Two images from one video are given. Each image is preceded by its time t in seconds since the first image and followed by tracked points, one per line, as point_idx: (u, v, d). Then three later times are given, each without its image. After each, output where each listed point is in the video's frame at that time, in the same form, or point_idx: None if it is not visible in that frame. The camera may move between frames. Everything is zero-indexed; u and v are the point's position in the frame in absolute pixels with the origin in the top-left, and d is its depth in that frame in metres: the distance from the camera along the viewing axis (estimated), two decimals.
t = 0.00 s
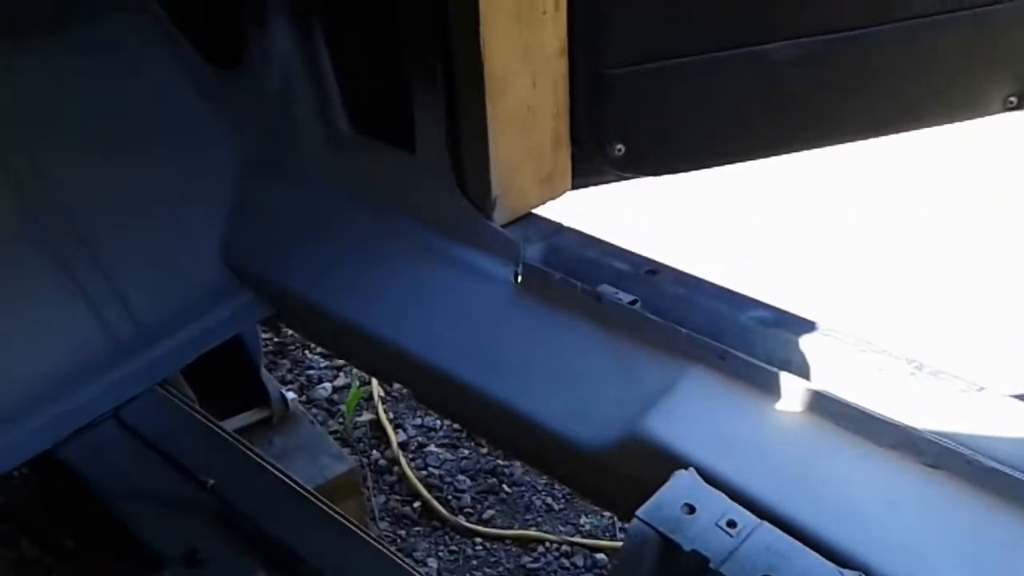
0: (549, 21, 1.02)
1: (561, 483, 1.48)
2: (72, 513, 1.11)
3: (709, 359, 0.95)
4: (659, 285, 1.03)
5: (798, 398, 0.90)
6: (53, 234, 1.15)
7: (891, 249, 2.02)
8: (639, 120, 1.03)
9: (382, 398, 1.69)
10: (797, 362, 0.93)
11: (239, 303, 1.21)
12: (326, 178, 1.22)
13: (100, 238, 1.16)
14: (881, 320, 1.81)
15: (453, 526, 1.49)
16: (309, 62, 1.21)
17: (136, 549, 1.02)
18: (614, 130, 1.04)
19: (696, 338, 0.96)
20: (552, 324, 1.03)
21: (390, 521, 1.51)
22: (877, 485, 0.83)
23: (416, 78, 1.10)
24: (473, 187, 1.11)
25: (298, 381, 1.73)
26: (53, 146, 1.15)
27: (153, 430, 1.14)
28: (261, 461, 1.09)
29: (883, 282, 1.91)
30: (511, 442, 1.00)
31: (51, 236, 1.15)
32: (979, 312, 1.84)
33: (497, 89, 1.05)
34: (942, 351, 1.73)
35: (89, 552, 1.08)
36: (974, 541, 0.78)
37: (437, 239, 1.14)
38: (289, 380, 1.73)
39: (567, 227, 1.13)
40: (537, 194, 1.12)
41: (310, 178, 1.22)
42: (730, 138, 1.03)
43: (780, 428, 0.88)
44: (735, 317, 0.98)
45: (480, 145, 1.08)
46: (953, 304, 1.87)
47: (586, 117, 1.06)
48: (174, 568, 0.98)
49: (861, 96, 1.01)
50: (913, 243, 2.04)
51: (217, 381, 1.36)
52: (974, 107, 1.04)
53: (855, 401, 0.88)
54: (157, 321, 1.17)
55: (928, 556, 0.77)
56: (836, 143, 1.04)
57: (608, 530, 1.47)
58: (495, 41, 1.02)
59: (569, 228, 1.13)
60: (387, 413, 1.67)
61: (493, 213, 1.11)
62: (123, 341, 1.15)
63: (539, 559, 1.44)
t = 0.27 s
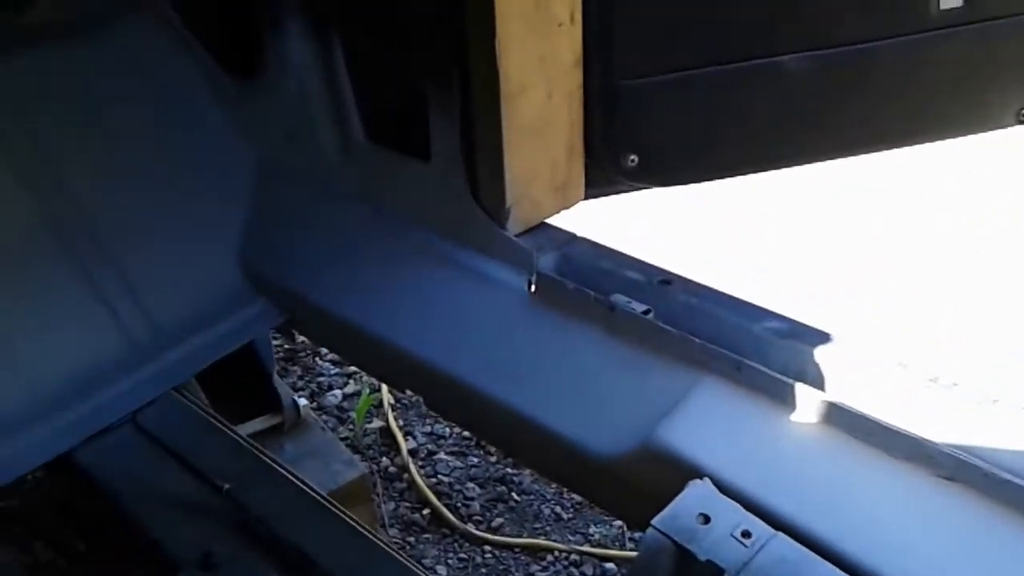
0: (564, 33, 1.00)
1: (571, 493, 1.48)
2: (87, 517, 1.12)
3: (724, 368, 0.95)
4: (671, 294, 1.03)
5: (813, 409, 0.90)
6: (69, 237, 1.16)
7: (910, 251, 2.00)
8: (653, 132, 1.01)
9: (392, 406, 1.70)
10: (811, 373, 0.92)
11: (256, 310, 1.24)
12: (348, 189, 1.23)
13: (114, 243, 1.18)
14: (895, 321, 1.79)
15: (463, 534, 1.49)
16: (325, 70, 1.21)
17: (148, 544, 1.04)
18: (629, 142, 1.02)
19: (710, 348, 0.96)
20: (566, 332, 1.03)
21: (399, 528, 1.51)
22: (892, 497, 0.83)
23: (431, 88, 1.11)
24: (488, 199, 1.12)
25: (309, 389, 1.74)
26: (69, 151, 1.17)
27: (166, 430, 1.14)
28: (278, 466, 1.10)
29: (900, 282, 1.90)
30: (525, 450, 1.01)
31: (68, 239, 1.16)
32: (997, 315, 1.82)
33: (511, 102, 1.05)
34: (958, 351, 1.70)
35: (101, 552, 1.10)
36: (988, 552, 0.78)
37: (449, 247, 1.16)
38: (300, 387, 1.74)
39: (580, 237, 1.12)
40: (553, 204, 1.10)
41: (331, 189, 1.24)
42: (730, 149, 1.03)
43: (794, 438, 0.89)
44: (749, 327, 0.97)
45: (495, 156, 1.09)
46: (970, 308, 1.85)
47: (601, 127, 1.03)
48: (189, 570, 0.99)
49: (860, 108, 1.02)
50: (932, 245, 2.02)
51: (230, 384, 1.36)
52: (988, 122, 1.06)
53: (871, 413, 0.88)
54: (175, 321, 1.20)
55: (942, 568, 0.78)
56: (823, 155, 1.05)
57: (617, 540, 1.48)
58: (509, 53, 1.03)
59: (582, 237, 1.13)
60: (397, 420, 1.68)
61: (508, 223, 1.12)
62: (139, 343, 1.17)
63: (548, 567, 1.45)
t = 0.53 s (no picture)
0: (579, 40, 1.01)
1: (578, 499, 1.48)
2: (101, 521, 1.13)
3: (738, 376, 0.95)
4: (684, 302, 1.03)
5: (828, 417, 0.90)
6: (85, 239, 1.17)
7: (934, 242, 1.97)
8: (668, 137, 1.04)
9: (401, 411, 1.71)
10: (825, 382, 0.92)
11: (265, 316, 1.23)
12: (353, 195, 1.22)
13: (130, 247, 1.19)
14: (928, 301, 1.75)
15: (471, 540, 1.49)
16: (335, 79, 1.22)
17: (165, 553, 1.04)
18: (642, 150, 1.06)
19: (724, 356, 0.96)
20: (579, 339, 1.03)
21: (407, 533, 1.51)
22: (907, 505, 0.83)
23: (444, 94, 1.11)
24: (500, 204, 1.11)
25: (317, 394, 1.75)
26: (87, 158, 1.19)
27: (185, 437, 1.16)
28: (291, 470, 1.10)
29: (926, 270, 1.87)
30: (536, 455, 1.01)
31: (85, 244, 1.17)
32: None
33: (525, 107, 1.04)
34: (995, 330, 1.66)
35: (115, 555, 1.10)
36: (1002, 560, 0.78)
37: (461, 254, 1.14)
38: (309, 392, 1.75)
39: (592, 244, 1.12)
40: (564, 210, 1.12)
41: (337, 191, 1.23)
42: (745, 158, 1.05)
43: (808, 446, 0.89)
44: (764, 335, 0.98)
45: (507, 163, 1.07)
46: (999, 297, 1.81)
47: (613, 140, 1.07)
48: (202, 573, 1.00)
49: (875, 119, 1.03)
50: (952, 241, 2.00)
51: (244, 389, 1.37)
52: (999, 134, 1.06)
53: (887, 422, 0.88)
54: (188, 327, 1.19)
55: None
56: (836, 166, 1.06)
57: (625, 547, 1.48)
58: (523, 58, 1.01)
59: (595, 245, 1.12)
60: (405, 426, 1.69)
61: (519, 227, 1.11)
62: (154, 349, 1.17)
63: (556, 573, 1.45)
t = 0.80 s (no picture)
0: (594, 44, 1.01)
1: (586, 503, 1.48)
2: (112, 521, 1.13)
3: (750, 382, 0.95)
4: (697, 307, 1.02)
5: (840, 424, 0.90)
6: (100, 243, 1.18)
7: (947, 249, 1.97)
8: (681, 142, 1.04)
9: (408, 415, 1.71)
10: (837, 389, 0.92)
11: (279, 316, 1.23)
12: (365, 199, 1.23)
13: (144, 250, 1.20)
14: (942, 307, 1.74)
15: (478, 543, 1.49)
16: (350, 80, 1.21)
17: (176, 553, 1.05)
18: (654, 154, 1.06)
19: (737, 362, 0.96)
20: (591, 344, 1.04)
21: (414, 536, 1.51)
22: (918, 511, 0.83)
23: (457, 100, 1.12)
24: (514, 210, 1.10)
25: (325, 397, 1.75)
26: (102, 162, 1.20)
27: (197, 437, 1.16)
28: (301, 472, 1.11)
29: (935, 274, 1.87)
30: (546, 460, 1.01)
31: (99, 247, 1.18)
32: None
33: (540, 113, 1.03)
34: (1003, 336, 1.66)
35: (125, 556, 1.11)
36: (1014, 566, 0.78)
37: (472, 257, 1.14)
38: (317, 396, 1.75)
39: (604, 249, 1.11)
40: (577, 216, 1.11)
41: (350, 196, 1.24)
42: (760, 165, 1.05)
43: (820, 453, 0.89)
44: (777, 340, 0.97)
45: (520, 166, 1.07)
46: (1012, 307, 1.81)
47: (626, 146, 1.07)
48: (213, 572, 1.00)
49: (888, 127, 1.03)
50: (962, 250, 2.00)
51: (254, 391, 1.37)
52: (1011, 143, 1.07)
53: (898, 427, 0.88)
54: (200, 330, 1.19)
55: None
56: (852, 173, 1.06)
57: (632, 552, 1.48)
58: (540, 62, 1.00)
59: (606, 250, 1.11)
60: (413, 430, 1.69)
61: (531, 232, 1.11)
62: (167, 351, 1.18)
63: None
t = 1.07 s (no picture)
0: (608, 48, 1.02)
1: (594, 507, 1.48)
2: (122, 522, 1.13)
3: (765, 388, 0.94)
4: (710, 313, 1.02)
5: (855, 430, 0.90)
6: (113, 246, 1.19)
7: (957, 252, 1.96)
8: (696, 145, 1.04)
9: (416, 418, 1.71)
10: (851, 394, 0.91)
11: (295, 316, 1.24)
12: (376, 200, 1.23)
13: (157, 253, 1.21)
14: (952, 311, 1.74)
15: (486, 547, 1.49)
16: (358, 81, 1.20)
17: (188, 553, 1.05)
18: (667, 158, 1.06)
19: (751, 367, 0.95)
20: (605, 349, 1.03)
21: (423, 539, 1.51)
22: (933, 517, 0.83)
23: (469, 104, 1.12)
24: (525, 212, 1.10)
25: (333, 400, 1.75)
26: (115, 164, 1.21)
27: (209, 439, 1.16)
28: (313, 473, 1.11)
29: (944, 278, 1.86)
30: (560, 464, 1.01)
31: (113, 249, 1.19)
32: None
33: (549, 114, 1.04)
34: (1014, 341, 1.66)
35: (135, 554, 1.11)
36: None
37: (484, 260, 1.15)
38: (325, 398, 1.75)
39: (616, 253, 1.11)
40: (589, 219, 1.11)
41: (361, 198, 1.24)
42: (775, 167, 1.04)
43: (834, 458, 0.89)
44: (791, 347, 0.96)
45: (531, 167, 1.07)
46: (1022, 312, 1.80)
47: (639, 150, 1.07)
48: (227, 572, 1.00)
49: (907, 132, 1.01)
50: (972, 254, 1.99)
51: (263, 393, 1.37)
52: None
53: (912, 433, 0.88)
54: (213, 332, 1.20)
55: None
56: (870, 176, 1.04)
57: (640, 557, 1.47)
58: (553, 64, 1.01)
59: (620, 254, 1.11)
60: (421, 433, 1.69)
61: (543, 234, 1.10)
62: (179, 353, 1.19)
63: None
